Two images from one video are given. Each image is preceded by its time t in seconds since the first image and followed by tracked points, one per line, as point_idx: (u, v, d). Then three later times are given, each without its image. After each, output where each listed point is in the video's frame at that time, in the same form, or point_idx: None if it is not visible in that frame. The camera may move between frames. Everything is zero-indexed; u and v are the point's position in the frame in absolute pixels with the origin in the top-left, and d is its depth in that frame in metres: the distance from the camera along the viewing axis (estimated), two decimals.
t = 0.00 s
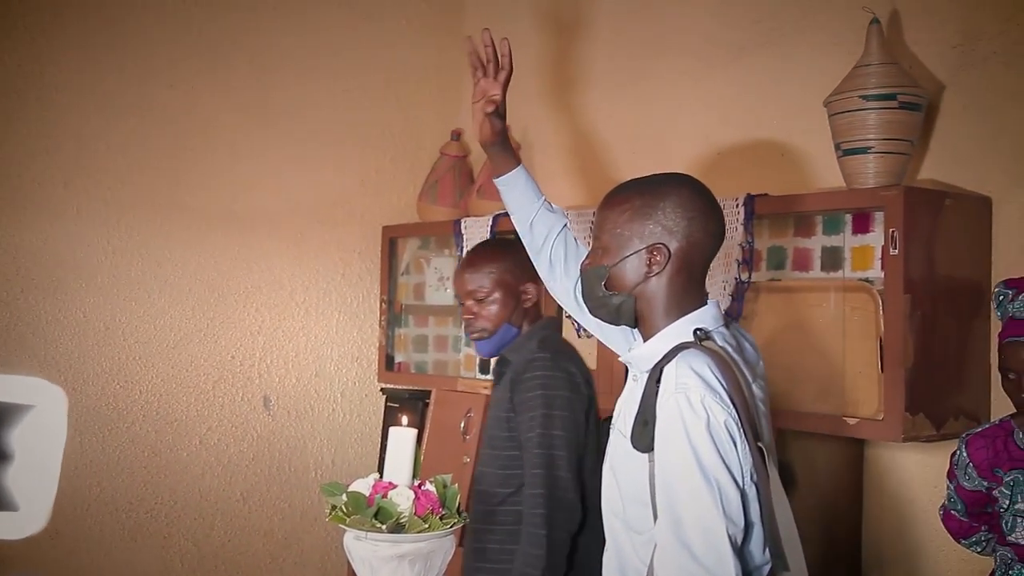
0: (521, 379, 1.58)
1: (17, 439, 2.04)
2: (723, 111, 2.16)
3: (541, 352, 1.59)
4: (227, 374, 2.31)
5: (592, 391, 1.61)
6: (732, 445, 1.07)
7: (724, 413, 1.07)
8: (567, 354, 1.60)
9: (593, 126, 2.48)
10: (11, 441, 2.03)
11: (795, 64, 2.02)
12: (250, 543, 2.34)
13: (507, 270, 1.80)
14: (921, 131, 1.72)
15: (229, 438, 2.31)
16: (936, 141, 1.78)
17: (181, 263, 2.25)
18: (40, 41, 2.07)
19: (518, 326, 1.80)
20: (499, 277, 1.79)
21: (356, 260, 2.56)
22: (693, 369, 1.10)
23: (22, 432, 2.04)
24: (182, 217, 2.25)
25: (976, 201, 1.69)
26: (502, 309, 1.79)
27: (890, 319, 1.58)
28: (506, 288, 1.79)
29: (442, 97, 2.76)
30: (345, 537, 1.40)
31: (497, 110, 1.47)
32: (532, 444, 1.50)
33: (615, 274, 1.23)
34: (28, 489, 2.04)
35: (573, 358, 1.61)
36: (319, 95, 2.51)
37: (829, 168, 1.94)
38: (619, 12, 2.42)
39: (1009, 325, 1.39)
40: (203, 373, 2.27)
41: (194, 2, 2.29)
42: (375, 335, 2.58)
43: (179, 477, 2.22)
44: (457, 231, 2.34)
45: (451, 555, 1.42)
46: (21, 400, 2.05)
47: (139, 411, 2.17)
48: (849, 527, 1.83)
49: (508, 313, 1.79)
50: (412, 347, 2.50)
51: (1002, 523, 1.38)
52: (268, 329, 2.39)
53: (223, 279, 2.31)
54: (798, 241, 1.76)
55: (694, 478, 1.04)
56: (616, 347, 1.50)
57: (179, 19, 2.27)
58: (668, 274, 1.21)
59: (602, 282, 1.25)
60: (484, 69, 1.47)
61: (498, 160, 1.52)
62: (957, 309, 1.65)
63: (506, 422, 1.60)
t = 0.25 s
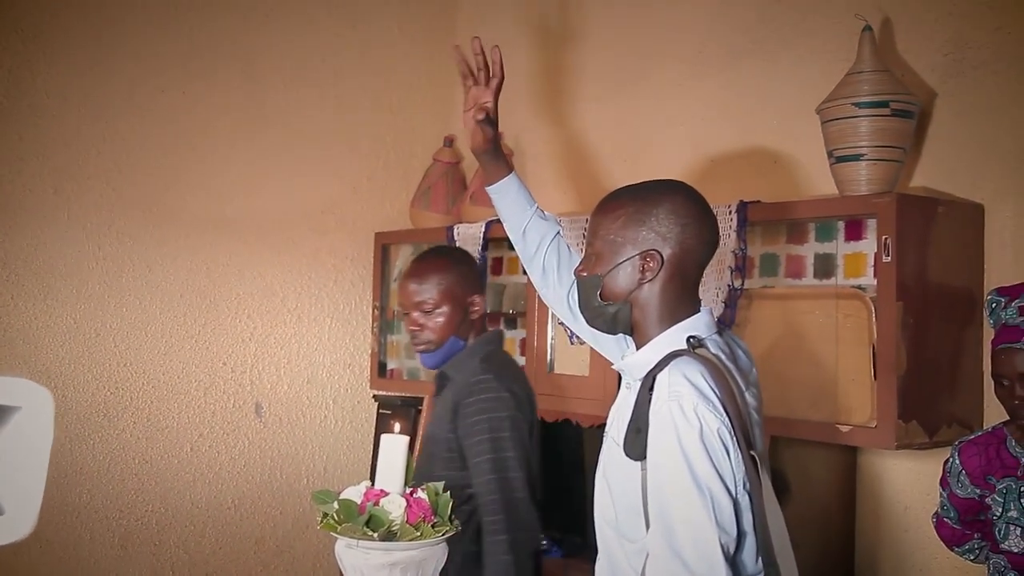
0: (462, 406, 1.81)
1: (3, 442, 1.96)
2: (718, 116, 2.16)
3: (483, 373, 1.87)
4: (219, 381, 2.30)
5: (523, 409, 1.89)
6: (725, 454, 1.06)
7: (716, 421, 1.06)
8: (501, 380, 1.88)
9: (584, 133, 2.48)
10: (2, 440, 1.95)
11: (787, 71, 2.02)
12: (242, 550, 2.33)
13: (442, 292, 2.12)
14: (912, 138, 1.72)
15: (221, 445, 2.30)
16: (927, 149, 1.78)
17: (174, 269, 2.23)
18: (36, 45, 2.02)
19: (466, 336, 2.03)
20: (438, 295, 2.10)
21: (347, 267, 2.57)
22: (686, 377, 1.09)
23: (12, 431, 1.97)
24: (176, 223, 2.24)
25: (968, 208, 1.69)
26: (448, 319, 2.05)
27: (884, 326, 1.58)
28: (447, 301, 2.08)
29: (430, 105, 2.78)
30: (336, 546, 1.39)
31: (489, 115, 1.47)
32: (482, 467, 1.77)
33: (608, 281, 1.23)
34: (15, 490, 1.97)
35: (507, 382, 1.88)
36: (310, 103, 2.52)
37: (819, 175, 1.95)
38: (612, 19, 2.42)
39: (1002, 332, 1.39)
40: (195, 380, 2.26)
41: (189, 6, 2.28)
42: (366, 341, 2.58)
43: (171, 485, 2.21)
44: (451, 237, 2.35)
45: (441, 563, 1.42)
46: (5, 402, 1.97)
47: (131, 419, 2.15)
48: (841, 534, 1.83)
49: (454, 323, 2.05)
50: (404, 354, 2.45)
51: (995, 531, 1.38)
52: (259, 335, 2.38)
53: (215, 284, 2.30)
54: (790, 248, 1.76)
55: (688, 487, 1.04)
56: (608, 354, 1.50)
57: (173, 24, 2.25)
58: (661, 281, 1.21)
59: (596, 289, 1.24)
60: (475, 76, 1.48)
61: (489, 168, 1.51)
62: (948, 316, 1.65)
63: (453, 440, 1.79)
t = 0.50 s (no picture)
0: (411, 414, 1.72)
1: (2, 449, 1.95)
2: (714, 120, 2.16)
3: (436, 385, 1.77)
4: (215, 386, 2.29)
5: (471, 425, 1.79)
6: (720, 459, 1.06)
7: (712, 427, 1.06)
8: (452, 395, 1.78)
9: (581, 137, 2.48)
10: None
11: (784, 76, 2.02)
12: (239, 555, 2.33)
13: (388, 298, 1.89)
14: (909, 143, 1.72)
15: (216, 450, 2.29)
16: (923, 153, 1.78)
17: (171, 272, 2.23)
18: (32, 48, 2.02)
19: (412, 344, 1.85)
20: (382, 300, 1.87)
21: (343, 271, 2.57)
22: (682, 382, 1.09)
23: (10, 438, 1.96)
24: (172, 226, 2.23)
25: (965, 213, 1.69)
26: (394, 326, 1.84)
27: (880, 331, 1.58)
28: (390, 308, 1.86)
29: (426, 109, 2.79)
30: (331, 551, 1.39)
31: (484, 118, 1.46)
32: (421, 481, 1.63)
33: (603, 285, 1.23)
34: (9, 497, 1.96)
35: (457, 397, 1.79)
36: (307, 106, 2.52)
37: (816, 179, 1.94)
38: (608, 23, 2.42)
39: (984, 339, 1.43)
40: (190, 384, 2.25)
41: (185, 9, 2.28)
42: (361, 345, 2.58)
43: (166, 490, 2.20)
44: (447, 242, 2.36)
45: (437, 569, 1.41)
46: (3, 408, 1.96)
47: (125, 423, 2.14)
48: (838, 538, 1.83)
49: (400, 330, 1.85)
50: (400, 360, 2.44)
51: (993, 536, 1.37)
52: (255, 339, 2.37)
53: (212, 288, 2.30)
54: (787, 253, 1.76)
55: (683, 493, 1.04)
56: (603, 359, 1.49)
57: (169, 28, 2.25)
58: (657, 285, 1.20)
59: (592, 294, 1.24)
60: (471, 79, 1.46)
61: (485, 171, 1.51)
62: (944, 321, 1.65)
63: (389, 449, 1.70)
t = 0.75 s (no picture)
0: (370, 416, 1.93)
1: None
2: (712, 123, 2.15)
3: (396, 386, 2.00)
4: (213, 389, 2.28)
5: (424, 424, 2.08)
6: (717, 464, 1.05)
7: (708, 432, 1.05)
8: (410, 397, 2.06)
9: (579, 140, 2.47)
10: None
11: (782, 79, 2.02)
12: (236, 558, 2.33)
13: (339, 298, 2.10)
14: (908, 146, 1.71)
15: (215, 453, 2.28)
16: (923, 156, 1.78)
17: (169, 275, 2.22)
18: (32, 51, 2.01)
19: (366, 342, 2.03)
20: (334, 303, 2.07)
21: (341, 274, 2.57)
22: (678, 387, 1.08)
23: None
24: (170, 229, 2.23)
25: (965, 217, 1.69)
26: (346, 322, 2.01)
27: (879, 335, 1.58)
28: (344, 309, 2.04)
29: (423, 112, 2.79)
30: (328, 556, 1.38)
31: (480, 123, 1.46)
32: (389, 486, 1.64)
33: (598, 289, 1.22)
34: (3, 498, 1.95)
35: (416, 401, 2.07)
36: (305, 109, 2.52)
37: (815, 183, 1.94)
38: (605, 26, 2.42)
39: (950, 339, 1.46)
40: (189, 387, 2.24)
41: (183, 11, 2.28)
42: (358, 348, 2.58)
43: (164, 493, 2.19)
44: (445, 244, 2.37)
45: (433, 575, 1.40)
46: None
47: (123, 427, 2.13)
48: (837, 543, 1.82)
49: (354, 330, 2.02)
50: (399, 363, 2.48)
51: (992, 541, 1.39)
52: (254, 342, 2.36)
53: (211, 291, 2.28)
54: (786, 256, 1.75)
55: (680, 498, 1.03)
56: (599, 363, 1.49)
57: (168, 30, 2.25)
58: (652, 290, 1.20)
59: (586, 295, 1.24)
60: (467, 82, 1.46)
61: (481, 175, 1.50)
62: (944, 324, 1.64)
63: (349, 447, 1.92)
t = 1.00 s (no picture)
0: (334, 418, 2.09)
1: None
2: (717, 123, 2.14)
3: (361, 388, 2.16)
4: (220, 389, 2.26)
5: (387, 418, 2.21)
6: (720, 466, 1.05)
7: (711, 433, 1.05)
8: (373, 394, 2.20)
9: (582, 140, 2.47)
10: None
11: (787, 79, 2.01)
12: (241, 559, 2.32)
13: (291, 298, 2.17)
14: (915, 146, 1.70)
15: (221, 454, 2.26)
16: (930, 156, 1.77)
17: (173, 276, 2.22)
18: (33, 51, 2.01)
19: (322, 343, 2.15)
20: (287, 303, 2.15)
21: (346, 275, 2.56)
22: (680, 388, 1.08)
23: None
24: (175, 229, 2.22)
25: (973, 217, 1.67)
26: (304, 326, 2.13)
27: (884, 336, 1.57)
28: (299, 311, 2.14)
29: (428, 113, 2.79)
30: (332, 558, 1.38)
31: (478, 125, 1.45)
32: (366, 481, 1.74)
33: (597, 290, 1.22)
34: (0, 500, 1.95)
35: (378, 398, 2.21)
36: (309, 110, 2.52)
37: (821, 183, 1.93)
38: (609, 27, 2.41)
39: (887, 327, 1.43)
40: (194, 388, 2.23)
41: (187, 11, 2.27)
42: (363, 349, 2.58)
43: (169, 494, 2.18)
44: (450, 245, 2.36)
45: None
46: None
47: (127, 427, 2.12)
48: (844, 545, 1.81)
49: (310, 333, 2.14)
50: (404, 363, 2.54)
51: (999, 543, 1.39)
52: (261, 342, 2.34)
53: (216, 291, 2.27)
54: (792, 257, 1.74)
55: (682, 499, 1.03)
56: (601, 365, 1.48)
57: (172, 30, 2.24)
58: (651, 291, 1.19)
59: (584, 296, 1.23)
60: (466, 84, 1.44)
61: (480, 177, 1.50)
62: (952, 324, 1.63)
63: (312, 448, 2.07)
